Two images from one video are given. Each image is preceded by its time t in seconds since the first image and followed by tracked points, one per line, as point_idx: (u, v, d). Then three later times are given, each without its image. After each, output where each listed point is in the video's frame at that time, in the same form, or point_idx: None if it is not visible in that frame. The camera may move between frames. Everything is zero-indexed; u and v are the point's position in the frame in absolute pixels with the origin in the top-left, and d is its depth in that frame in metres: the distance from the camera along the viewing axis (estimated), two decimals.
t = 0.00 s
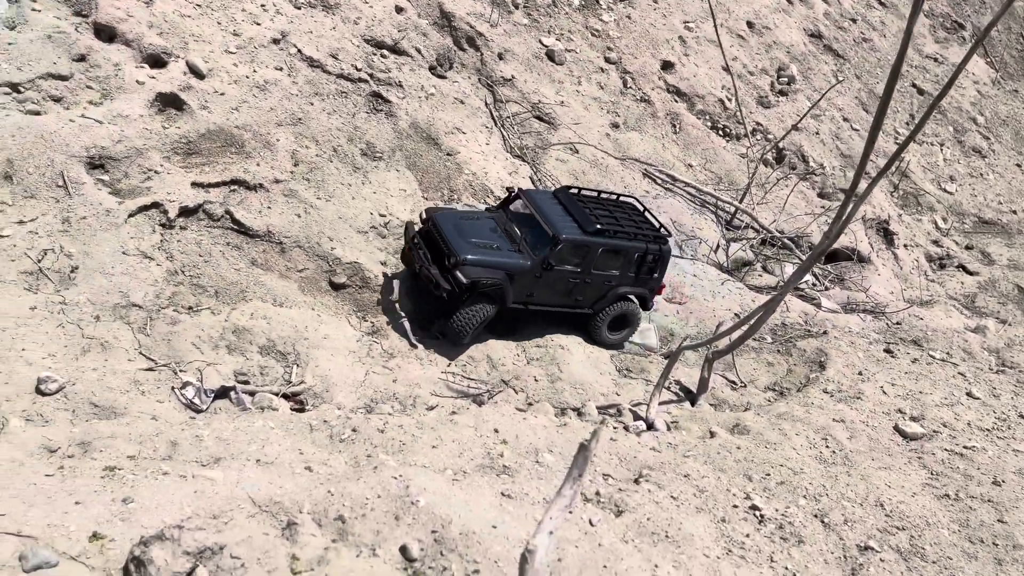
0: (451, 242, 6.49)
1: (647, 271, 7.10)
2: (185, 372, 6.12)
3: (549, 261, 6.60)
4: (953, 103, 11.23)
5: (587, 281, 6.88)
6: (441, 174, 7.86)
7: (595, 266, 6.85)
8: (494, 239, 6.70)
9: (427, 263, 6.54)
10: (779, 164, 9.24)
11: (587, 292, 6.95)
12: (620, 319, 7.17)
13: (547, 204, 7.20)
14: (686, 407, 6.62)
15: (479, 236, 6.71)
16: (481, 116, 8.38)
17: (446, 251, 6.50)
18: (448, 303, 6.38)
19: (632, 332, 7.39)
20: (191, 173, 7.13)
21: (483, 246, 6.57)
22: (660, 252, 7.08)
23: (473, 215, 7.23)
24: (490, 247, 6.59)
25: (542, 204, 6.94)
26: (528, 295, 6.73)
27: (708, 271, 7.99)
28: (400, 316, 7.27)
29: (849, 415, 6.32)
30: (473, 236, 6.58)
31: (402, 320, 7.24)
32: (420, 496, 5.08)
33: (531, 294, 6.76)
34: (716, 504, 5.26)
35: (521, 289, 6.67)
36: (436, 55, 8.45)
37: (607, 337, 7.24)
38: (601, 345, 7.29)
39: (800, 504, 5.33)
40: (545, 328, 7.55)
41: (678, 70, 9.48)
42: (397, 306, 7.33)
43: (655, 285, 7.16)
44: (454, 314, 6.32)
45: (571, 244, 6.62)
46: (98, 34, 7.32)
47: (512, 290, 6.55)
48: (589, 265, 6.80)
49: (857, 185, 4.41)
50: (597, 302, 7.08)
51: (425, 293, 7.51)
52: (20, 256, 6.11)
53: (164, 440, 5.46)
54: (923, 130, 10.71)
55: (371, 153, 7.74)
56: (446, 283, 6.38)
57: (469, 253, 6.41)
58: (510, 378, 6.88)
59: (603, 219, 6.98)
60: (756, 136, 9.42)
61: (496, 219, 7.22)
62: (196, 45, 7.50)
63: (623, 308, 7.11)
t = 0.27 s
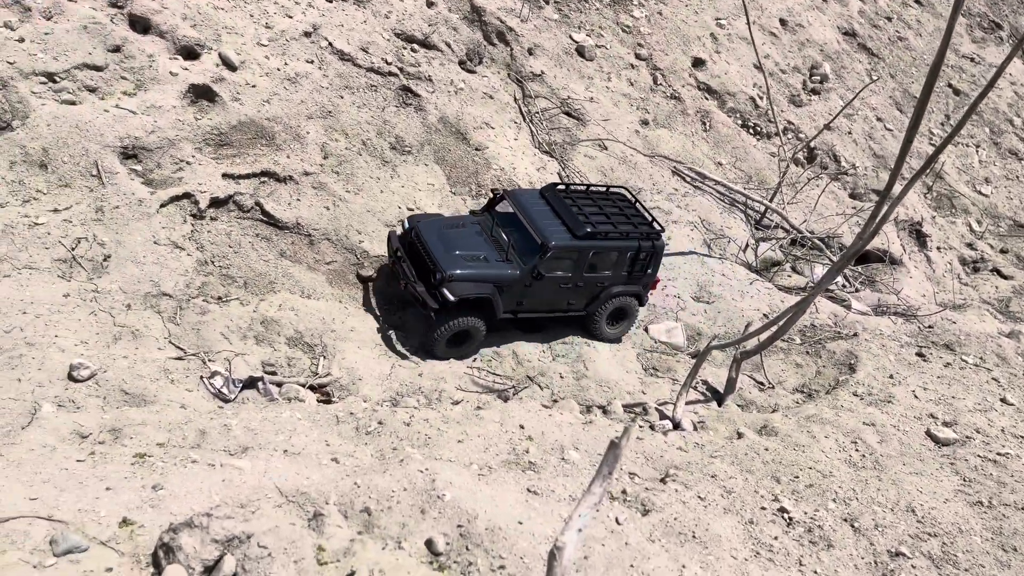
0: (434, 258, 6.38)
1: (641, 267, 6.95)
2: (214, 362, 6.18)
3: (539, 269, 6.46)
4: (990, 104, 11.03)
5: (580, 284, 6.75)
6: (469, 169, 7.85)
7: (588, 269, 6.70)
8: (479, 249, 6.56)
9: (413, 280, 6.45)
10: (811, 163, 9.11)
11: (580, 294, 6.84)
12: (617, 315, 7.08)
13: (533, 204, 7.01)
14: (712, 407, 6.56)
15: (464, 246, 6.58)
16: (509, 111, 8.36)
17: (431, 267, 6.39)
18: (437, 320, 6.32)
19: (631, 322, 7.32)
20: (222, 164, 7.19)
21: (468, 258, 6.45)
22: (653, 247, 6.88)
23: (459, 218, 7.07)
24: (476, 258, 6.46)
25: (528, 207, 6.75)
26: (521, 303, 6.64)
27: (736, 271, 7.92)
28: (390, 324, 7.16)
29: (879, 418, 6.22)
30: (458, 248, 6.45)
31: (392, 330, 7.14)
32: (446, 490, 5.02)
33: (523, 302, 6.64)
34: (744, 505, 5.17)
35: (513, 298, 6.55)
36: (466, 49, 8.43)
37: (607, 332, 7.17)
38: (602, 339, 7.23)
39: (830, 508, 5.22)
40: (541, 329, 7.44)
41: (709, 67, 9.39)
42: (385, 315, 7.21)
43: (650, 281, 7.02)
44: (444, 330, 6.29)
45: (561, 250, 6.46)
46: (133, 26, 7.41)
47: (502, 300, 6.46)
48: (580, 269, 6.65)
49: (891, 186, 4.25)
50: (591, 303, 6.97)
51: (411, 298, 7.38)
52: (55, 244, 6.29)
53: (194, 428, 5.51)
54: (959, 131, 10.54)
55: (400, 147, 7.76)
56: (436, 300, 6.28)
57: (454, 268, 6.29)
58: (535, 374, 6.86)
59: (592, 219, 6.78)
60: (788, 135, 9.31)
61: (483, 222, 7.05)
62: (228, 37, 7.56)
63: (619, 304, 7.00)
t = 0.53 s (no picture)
0: (415, 255, 6.28)
1: (633, 268, 6.79)
2: (251, 355, 6.25)
3: (524, 266, 6.32)
4: None
5: (569, 283, 6.60)
6: (505, 168, 7.84)
7: (576, 266, 6.56)
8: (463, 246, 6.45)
9: (393, 277, 6.35)
10: (848, 170, 9.01)
11: (569, 294, 6.69)
12: (608, 320, 6.92)
13: (521, 204, 6.92)
14: (745, 414, 6.51)
15: (447, 243, 6.47)
16: (545, 111, 8.35)
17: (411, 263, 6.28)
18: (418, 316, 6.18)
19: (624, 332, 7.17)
20: (262, 159, 7.25)
21: (451, 255, 6.33)
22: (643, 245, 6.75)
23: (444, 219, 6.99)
24: (459, 255, 6.36)
25: (513, 205, 6.65)
26: (506, 302, 6.49)
27: (772, 276, 7.89)
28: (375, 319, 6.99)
29: (918, 430, 6.14)
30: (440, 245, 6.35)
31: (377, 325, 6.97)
32: (483, 490, 5.02)
33: (509, 302, 6.50)
34: (781, 514, 5.10)
35: (497, 297, 6.42)
36: (503, 48, 8.43)
37: (597, 340, 7.01)
38: (592, 347, 7.06)
39: (868, 520, 5.13)
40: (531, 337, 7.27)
41: (747, 70, 9.31)
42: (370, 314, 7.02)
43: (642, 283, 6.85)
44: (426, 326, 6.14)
45: (547, 247, 6.33)
46: (177, 20, 7.48)
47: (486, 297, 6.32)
48: (568, 267, 6.52)
49: (938, 192, 4.08)
50: (580, 305, 6.82)
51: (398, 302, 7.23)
52: (99, 235, 6.47)
53: (232, 420, 5.58)
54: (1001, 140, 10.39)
55: (436, 145, 7.77)
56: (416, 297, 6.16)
57: (435, 263, 6.17)
58: (567, 376, 6.86)
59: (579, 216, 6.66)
60: (826, 140, 9.23)
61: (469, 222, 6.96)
62: (270, 33, 7.63)
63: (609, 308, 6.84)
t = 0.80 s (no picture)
0: (409, 258, 6.33)
1: (637, 283, 6.65)
2: (294, 350, 6.40)
3: (519, 276, 6.29)
4: None
5: (567, 295, 6.54)
6: (546, 172, 7.81)
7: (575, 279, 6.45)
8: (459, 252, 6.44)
9: (386, 278, 6.41)
10: (893, 183, 8.89)
11: (568, 306, 6.60)
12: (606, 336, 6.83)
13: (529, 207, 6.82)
14: (785, 427, 6.48)
15: (444, 246, 6.48)
16: (588, 116, 8.34)
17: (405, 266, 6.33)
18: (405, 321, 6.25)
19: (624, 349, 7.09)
20: (308, 157, 7.32)
21: (445, 261, 6.35)
22: (651, 261, 6.56)
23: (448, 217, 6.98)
24: (454, 261, 6.37)
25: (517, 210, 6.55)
26: (499, 311, 6.50)
27: (812, 289, 7.86)
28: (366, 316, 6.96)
29: (963, 451, 6.05)
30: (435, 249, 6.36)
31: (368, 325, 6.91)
32: (526, 495, 5.07)
33: (503, 310, 6.50)
34: (825, 531, 5.05)
35: (490, 305, 6.42)
36: (547, 52, 8.43)
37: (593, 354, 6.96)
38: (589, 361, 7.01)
39: (914, 541, 5.07)
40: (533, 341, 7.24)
41: (792, 80, 9.25)
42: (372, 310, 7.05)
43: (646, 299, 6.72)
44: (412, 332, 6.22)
45: (543, 258, 6.26)
46: (228, 17, 7.57)
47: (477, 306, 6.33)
48: (567, 279, 6.43)
49: (991, 211, 4.04)
50: (579, 317, 6.74)
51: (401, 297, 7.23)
52: (148, 227, 6.60)
53: (277, 416, 5.65)
54: None
55: (478, 147, 7.79)
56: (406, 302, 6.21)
57: (425, 270, 6.22)
58: (605, 383, 6.86)
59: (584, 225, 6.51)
60: (871, 153, 9.17)
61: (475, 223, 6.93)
62: (318, 32, 7.70)
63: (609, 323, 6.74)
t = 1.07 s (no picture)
0: (407, 270, 6.21)
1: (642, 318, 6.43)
2: (343, 349, 6.54)
3: (516, 302, 6.16)
4: None
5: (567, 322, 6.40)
6: (592, 180, 7.80)
7: (576, 310, 6.28)
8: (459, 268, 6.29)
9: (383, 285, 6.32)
10: (942, 202, 8.85)
11: (567, 332, 6.48)
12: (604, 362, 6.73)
13: (541, 221, 6.54)
14: (829, 445, 6.47)
15: (445, 260, 6.32)
16: (634, 125, 8.34)
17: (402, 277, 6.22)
18: (395, 334, 6.20)
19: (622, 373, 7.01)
20: (359, 158, 7.42)
21: (443, 277, 6.22)
22: (660, 301, 6.29)
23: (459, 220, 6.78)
24: (452, 278, 6.24)
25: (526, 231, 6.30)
26: (495, 330, 6.43)
27: (858, 306, 7.86)
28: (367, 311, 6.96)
29: (1014, 478, 5.98)
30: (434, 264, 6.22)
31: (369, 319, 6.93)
32: (575, 503, 5.13)
33: (498, 329, 6.42)
34: (874, 554, 5.03)
35: (484, 324, 6.34)
36: (596, 60, 8.45)
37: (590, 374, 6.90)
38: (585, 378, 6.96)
39: (965, 567, 5.03)
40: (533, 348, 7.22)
41: (842, 94, 9.29)
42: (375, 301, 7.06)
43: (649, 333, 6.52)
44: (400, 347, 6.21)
45: (542, 290, 6.08)
46: (285, 19, 7.67)
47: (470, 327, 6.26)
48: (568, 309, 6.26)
49: None
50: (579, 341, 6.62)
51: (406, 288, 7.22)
52: (203, 223, 6.73)
53: (329, 414, 5.76)
54: None
55: (525, 153, 7.80)
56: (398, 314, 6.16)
57: (421, 287, 6.12)
58: (647, 393, 6.89)
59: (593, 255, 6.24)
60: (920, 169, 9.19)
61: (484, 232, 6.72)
62: (372, 35, 7.78)
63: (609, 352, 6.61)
